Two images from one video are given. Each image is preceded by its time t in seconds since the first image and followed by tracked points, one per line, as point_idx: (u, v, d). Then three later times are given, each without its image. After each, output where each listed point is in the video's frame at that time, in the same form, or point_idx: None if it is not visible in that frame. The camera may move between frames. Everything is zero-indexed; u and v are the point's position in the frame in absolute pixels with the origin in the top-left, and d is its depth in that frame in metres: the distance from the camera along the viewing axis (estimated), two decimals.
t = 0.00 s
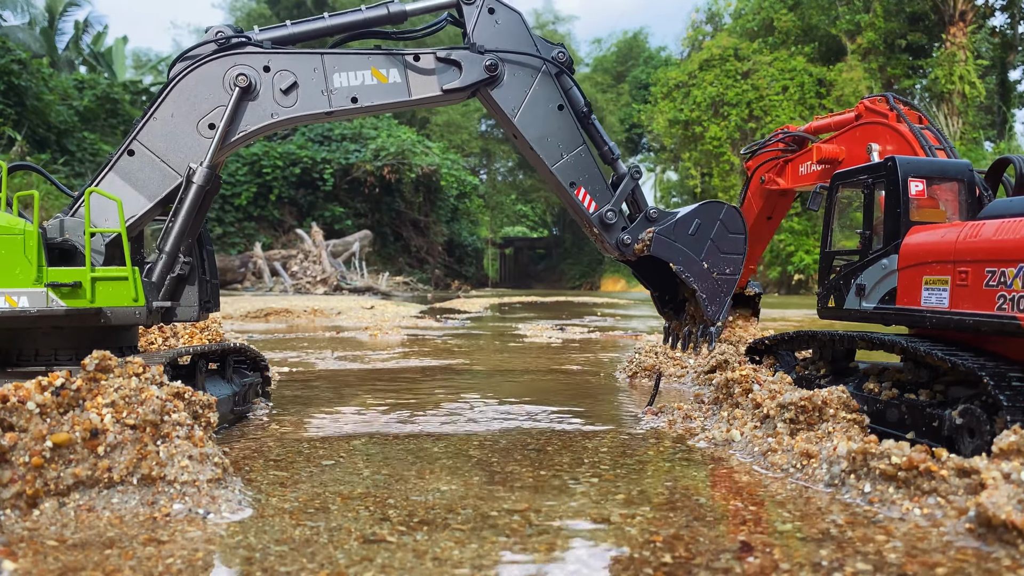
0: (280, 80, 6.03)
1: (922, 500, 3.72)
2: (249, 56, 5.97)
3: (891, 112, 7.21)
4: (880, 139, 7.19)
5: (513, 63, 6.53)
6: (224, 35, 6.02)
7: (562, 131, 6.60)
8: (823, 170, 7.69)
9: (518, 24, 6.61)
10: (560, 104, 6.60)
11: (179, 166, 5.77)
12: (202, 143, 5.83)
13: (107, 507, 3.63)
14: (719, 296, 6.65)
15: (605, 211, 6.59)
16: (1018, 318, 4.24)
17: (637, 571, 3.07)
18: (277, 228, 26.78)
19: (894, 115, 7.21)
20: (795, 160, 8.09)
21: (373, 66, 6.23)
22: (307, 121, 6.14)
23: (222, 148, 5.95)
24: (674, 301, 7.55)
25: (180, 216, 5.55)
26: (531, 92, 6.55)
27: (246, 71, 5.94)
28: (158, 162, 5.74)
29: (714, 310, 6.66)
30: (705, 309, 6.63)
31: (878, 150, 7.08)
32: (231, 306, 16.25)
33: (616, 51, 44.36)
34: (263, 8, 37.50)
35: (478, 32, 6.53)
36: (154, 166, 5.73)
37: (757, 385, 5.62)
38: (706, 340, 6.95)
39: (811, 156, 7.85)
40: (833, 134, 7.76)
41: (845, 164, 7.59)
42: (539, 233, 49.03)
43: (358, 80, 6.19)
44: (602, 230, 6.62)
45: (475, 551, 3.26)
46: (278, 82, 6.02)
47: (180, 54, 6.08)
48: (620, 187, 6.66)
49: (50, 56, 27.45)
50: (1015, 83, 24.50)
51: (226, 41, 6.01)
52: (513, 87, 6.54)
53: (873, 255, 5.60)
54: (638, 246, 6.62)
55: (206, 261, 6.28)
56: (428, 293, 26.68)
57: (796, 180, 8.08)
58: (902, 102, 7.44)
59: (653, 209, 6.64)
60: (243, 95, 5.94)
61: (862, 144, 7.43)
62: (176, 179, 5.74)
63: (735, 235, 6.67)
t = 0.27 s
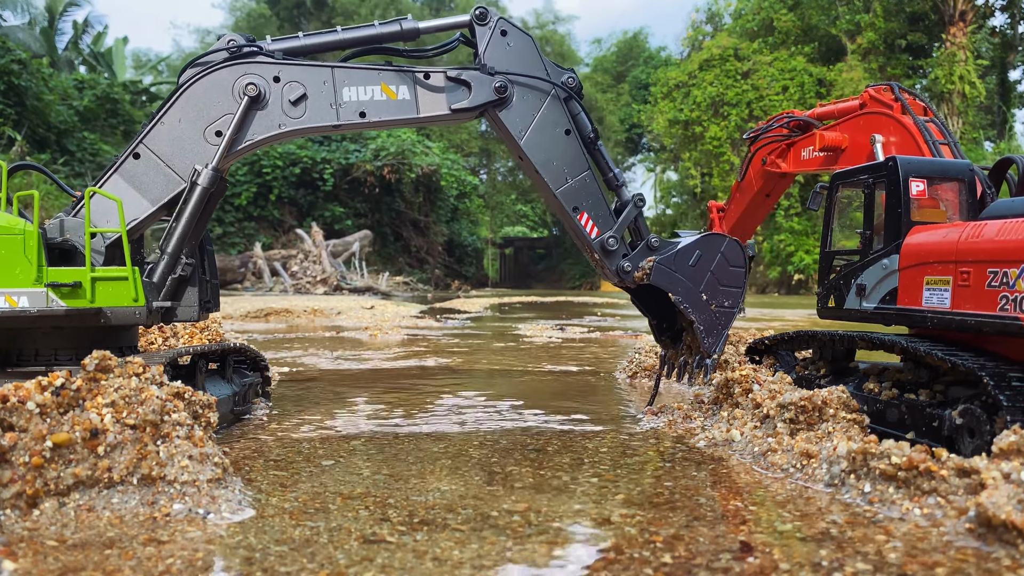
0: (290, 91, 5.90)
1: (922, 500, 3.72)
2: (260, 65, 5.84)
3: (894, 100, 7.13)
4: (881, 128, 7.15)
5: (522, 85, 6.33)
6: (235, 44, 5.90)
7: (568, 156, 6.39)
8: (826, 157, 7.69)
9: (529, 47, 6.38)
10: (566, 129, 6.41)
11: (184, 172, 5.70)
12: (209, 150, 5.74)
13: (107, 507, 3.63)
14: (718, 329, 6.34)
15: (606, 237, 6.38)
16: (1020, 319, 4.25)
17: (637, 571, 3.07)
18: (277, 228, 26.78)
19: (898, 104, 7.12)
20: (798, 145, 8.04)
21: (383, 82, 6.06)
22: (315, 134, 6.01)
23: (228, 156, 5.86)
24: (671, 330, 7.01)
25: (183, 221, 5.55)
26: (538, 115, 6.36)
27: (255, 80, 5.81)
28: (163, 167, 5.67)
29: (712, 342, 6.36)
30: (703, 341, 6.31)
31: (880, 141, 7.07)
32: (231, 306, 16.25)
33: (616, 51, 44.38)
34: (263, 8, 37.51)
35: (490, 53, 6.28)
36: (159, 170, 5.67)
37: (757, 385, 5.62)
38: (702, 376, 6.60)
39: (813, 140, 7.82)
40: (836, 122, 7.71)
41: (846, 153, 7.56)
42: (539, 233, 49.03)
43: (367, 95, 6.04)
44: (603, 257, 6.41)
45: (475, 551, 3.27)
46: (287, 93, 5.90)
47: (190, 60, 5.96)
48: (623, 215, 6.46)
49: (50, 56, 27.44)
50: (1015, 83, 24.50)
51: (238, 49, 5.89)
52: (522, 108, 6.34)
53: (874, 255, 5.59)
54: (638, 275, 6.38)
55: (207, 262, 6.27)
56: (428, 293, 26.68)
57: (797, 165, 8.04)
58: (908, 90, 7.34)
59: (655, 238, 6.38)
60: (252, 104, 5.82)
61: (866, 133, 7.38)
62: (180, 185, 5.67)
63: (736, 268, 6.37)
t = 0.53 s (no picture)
0: (299, 102, 5.75)
1: (922, 500, 3.72)
2: (271, 75, 5.71)
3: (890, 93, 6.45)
4: (873, 120, 6.46)
5: (530, 107, 6.09)
6: (248, 53, 5.76)
7: (572, 180, 6.14)
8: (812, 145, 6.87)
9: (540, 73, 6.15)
10: (572, 154, 6.17)
11: (189, 179, 5.59)
12: (215, 158, 5.62)
13: (107, 507, 3.63)
14: (712, 362, 6.03)
15: (607, 263, 6.11)
16: None
17: (637, 571, 3.07)
18: (277, 228, 26.77)
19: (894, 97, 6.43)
20: (775, 129, 7.30)
21: (392, 98, 5.88)
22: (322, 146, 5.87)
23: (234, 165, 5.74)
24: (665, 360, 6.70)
25: (188, 223, 5.46)
26: (544, 138, 6.11)
27: (265, 89, 5.69)
28: (168, 172, 5.57)
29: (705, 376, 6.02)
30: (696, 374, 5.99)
31: (872, 135, 6.41)
32: (231, 306, 16.25)
33: (616, 51, 44.38)
34: (263, 8, 37.51)
35: (500, 74, 6.05)
36: (164, 175, 5.57)
37: (757, 385, 5.64)
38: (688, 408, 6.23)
39: (796, 126, 7.04)
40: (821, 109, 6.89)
41: (831, 143, 6.81)
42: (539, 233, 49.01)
43: (376, 111, 5.87)
44: (602, 283, 6.15)
45: (475, 551, 3.27)
46: (297, 104, 5.74)
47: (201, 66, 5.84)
48: (624, 242, 6.21)
49: (49, 56, 27.43)
50: (1015, 83, 24.50)
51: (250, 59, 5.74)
52: (529, 131, 6.09)
53: (882, 254, 5.53)
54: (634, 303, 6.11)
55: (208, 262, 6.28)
56: (428, 293, 26.68)
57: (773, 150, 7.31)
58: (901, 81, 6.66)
59: (655, 266, 6.11)
60: (260, 114, 5.69)
61: (856, 124, 6.63)
62: (184, 190, 5.57)
63: (735, 302, 6.09)
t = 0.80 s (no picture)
0: (305, 111, 5.67)
1: (922, 500, 3.72)
2: (278, 83, 5.64)
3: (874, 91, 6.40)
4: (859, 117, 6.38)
5: (536, 124, 6.01)
6: (257, 61, 5.69)
7: (574, 200, 6.05)
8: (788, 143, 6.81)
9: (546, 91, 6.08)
10: (575, 173, 6.06)
11: (192, 183, 5.55)
12: (219, 164, 5.57)
13: (107, 507, 3.63)
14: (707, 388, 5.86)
15: (606, 283, 6.01)
16: None
17: (637, 571, 3.07)
18: (277, 228, 26.79)
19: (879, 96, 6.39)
20: (741, 124, 7.26)
21: (397, 111, 5.79)
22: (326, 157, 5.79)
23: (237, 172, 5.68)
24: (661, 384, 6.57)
25: (190, 226, 5.42)
26: (548, 157, 6.02)
27: (271, 98, 5.61)
28: (171, 176, 5.53)
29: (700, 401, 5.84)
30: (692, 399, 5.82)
31: (857, 132, 6.34)
32: (231, 306, 16.24)
33: (616, 51, 44.37)
34: (263, 8, 37.52)
35: (507, 91, 5.98)
36: (167, 179, 5.52)
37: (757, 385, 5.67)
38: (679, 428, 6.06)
39: (772, 121, 6.97)
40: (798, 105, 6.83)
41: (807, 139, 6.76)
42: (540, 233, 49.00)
43: (381, 123, 5.78)
44: (599, 303, 6.04)
45: (476, 551, 3.26)
46: (302, 113, 5.66)
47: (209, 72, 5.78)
48: (624, 263, 6.11)
49: (49, 56, 27.44)
50: (1015, 83, 24.47)
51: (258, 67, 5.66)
52: (533, 149, 6.01)
53: (896, 253, 5.41)
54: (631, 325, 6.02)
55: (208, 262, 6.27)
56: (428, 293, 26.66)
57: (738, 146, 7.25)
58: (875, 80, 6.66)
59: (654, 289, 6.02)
60: (265, 122, 5.61)
61: (835, 121, 6.58)
62: (187, 194, 5.53)
63: (734, 328, 5.96)
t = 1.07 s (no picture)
0: (305, 114, 5.63)
1: (923, 500, 3.72)
2: (279, 86, 5.60)
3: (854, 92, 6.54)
4: (842, 119, 6.47)
5: (538, 130, 5.92)
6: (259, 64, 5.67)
7: (575, 206, 5.96)
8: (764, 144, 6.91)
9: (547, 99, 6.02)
10: (575, 180, 5.97)
11: (192, 184, 5.51)
12: (219, 165, 5.55)
13: (107, 507, 3.63)
14: (705, 396, 5.81)
15: (603, 289, 5.95)
16: None
17: (637, 571, 3.07)
18: (277, 228, 26.81)
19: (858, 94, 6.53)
20: (706, 127, 7.40)
21: (398, 114, 5.71)
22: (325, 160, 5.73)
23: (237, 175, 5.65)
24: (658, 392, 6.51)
25: (190, 225, 5.41)
26: (547, 163, 5.92)
27: (271, 100, 5.57)
28: (171, 177, 5.50)
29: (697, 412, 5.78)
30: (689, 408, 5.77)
31: (841, 135, 6.43)
32: (231, 306, 16.25)
33: (616, 51, 44.42)
34: (263, 8, 37.51)
35: (508, 100, 5.92)
36: (167, 180, 5.49)
37: (756, 385, 5.67)
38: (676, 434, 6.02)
39: (748, 122, 7.06)
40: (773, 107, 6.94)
41: (782, 141, 6.90)
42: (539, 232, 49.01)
43: (382, 127, 5.71)
44: (597, 309, 5.97)
45: (476, 551, 3.27)
46: (303, 116, 5.62)
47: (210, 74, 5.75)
48: (622, 269, 6.05)
49: (49, 56, 27.45)
50: (1015, 83, 24.47)
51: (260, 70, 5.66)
52: (533, 155, 5.91)
53: (912, 254, 5.26)
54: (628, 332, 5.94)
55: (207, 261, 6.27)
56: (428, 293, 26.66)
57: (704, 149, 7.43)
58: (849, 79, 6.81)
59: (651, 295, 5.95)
60: (266, 125, 5.58)
61: (813, 123, 6.70)
62: (186, 195, 5.50)
63: (730, 335, 5.92)
